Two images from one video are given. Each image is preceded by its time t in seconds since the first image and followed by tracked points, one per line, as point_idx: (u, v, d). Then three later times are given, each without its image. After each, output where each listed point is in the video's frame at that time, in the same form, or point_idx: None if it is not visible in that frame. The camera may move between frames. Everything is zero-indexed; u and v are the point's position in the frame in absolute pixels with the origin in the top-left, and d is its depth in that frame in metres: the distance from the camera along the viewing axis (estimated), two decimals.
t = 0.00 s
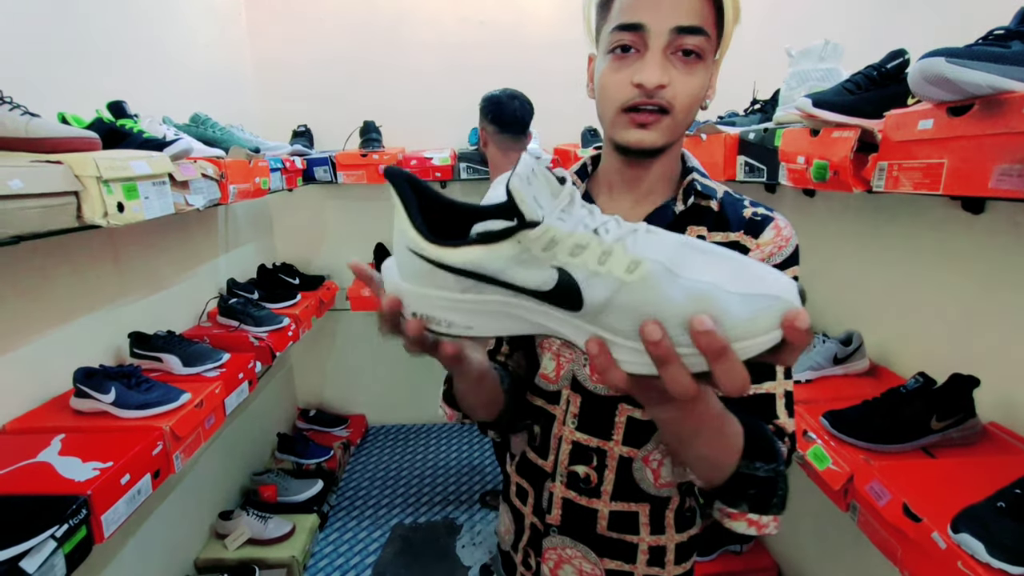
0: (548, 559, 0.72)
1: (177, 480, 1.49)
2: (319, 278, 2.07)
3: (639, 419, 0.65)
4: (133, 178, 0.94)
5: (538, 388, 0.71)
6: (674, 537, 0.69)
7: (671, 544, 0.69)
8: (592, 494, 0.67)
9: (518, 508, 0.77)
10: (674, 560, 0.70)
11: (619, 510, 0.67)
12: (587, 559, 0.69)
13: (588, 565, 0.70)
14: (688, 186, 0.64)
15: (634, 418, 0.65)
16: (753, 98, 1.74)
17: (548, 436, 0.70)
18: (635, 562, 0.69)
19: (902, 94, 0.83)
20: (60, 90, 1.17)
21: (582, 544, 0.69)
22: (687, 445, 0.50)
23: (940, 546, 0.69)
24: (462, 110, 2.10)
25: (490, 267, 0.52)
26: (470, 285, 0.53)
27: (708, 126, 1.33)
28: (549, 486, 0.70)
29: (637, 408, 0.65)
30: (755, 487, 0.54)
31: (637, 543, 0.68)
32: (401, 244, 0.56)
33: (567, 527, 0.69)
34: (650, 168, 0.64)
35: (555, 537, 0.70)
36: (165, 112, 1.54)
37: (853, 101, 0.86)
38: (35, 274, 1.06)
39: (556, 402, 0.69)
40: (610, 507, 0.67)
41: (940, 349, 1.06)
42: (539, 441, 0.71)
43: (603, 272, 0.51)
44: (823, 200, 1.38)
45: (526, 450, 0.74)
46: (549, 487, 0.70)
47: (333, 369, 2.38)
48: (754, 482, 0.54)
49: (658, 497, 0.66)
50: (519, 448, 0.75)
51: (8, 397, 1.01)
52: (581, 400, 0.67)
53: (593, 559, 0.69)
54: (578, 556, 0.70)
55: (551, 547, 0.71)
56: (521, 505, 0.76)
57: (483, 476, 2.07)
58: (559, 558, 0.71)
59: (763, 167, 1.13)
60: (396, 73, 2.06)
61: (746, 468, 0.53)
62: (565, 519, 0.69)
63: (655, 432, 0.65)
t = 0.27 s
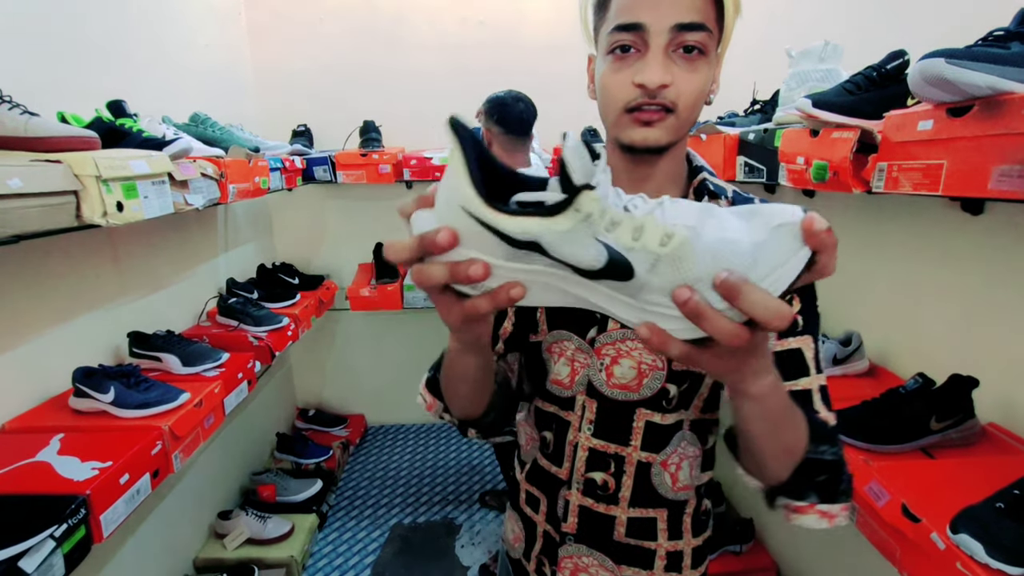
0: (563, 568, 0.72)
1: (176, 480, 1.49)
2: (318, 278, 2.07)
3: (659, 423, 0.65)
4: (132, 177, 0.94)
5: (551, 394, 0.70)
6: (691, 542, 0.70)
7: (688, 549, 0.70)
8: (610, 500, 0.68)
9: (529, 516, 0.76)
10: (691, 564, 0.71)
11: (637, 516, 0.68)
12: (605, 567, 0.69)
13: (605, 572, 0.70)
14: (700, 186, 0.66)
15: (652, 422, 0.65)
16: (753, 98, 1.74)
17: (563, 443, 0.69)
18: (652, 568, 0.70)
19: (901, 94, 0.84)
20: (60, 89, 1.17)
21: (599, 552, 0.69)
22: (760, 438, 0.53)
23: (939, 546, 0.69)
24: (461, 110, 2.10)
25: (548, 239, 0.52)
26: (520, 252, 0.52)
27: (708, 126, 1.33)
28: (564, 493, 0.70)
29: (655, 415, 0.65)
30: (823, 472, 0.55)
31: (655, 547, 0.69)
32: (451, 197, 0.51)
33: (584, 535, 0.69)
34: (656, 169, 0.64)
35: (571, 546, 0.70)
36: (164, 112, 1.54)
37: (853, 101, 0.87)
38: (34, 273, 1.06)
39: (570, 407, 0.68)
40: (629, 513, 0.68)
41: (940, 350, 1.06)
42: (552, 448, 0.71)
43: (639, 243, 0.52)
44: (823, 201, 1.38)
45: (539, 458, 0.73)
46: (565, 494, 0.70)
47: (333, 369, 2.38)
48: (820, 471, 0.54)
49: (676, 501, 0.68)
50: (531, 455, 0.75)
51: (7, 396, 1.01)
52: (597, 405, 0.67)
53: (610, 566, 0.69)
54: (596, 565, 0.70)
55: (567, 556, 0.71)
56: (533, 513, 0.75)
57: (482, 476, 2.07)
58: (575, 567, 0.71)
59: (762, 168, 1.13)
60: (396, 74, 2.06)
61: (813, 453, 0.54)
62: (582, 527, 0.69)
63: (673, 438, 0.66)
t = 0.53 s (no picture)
0: (571, 567, 0.72)
1: (176, 478, 1.49)
2: (319, 276, 2.07)
3: (671, 424, 0.65)
4: (133, 175, 0.94)
5: (561, 394, 0.70)
6: (701, 546, 0.70)
7: (698, 552, 0.70)
8: (620, 502, 0.68)
9: (536, 516, 0.76)
10: (700, 568, 0.71)
11: (648, 518, 0.68)
12: (613, 568, 0.70)
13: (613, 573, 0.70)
14: (713, 184, 0.66)
15: (664, 423, 0.65)
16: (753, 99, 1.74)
17: (572, 444, 0.69)
18: (661, 571, 0.70)
19: (901, 95, 0.84)
20: (60, 87, 1.17)
21: (608, 554, 0.69)
22: (809, 440, 0.53)
23: (938, 547, 0.68)
24: (461, 110, 2.10)
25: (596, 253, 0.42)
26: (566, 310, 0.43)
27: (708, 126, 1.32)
28: (574, 494, 0.70)
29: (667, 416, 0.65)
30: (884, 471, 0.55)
31: (664, 550, 0.69)
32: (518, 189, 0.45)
33: (593, 536, 0.70)
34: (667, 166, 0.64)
35: (579, 547, 0.70)
36: (165, 110, 1.54)
37: (853, 102, 0.86)
38: (35, 271, 1.06)
39: (580, 408, 0.69)
40: (639, 515, 0.68)
41: (940, 350, 1.06)
42: (562, 448, 0.71)
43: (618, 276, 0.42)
44: (823, 202, 1.38)
45: (548, 458, 0.73)
46: (574, 495, 0.70)
47: (333, 368, 2.38)
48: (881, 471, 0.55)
49: (687, 504, 0.68)
50: (539, 455, 0.75)
51: (7, 394, 1.02)
52: (606, 406, 0.67)
53: (618, 568, 0.70)
54: (604, 565, 0.70)
55: (575, 556, 0.71)
56: (540, 514, 0.75)
57: (482, 475, 2.07)
58: (584, 567, 0.71)
59: (763, 167, 1.13)
60: (397, 73, 2.06)
61: (872, 448, 0.54)
62: (590, 528, 0.70)
63: (684, 439, 0.66)
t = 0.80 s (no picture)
0: (564, 561, 0.72)
1: (175, 477, 1.49)
2: (318, 275, 2.06)
3: (667, 428, 0.65)
4: (131, 174, 0.94)
5: (560, 391, 0.70)
6: (696, 550, 0.69)
7: (692, 556, 0.69)
8: (613, 501, 0.67)
9: (535, 509, 0.76)
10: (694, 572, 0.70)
11: (640, 518, 0.67)
12: (605, 566, 0.69)
13: (605, 572, 0.70)
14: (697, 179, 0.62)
15: (658, 427, 0.64)
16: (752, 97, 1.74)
17: (568, 441, 0.69)
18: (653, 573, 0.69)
19: (903, 93, 0.84)
20: (57, 85, 1.16)
21: (601, 551, 0.69)
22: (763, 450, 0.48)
23: (937, 544, 0.69)
24: (461, 108, 2.10)
25: (593, 188, 0.43)
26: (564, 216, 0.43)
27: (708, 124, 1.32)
28: (569, 490, 0.70)
29: (667, 418, 0.64)
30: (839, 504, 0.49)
31: (658, 552, 0.68)
32: (485, 172, 0.44)
33: (586, 532, 0.69)
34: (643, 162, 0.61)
35: (574, 541, 0.70)
36: (163, 108, 1.53)
37: (853, 100, 0.86)
38: (33, 269, 1.06)
39: (577, 406, 0.68)
40: (631, 515, 0.67)
41: (939, 349, 1.06)
42: (559, 444, 0.71)
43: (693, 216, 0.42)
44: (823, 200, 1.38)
45: (547, 453, 0.73)
46: (569, 491, 0.70)
47: (332, 366, 2.38)
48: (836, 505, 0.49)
49: (681, 507, 0.67)
50: (540, 449, 0.75)
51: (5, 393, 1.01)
52: (604, 406, 0.66)
53: (611, 566, 0.69)
54: (596, 562, 0.69)
55: (569, 550, 0.71)
56: (538, 507, 0.75)
57: (481, 474, 2.07)
58: (576, 563, 0.71)
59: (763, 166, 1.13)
60: (396, 71, 2.06)
61: (828, 478, 0.49)
62: (584, 524, 0.70)
63: (682, 443, 0.65)
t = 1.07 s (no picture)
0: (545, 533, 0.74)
1: (173, 475, 1.49)
2: (316, 273, 2.06)
3: (642, 429, 0.65)
4: (126, 171, 0.93)
5: (553, 382, 0.72)
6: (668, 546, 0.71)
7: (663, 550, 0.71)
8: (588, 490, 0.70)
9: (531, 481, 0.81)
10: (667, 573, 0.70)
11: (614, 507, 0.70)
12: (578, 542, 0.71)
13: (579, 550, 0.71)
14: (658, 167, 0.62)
15: (633, 428, 0.65)
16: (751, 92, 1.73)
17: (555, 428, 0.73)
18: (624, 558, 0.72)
19: (902, 87, 0.84)
20: (51, 82, 1.16)
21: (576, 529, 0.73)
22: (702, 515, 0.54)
23: (935, 540, 0.69)
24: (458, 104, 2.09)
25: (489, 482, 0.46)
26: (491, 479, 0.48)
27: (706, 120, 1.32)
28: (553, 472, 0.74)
29: (644, 418, 0.64)
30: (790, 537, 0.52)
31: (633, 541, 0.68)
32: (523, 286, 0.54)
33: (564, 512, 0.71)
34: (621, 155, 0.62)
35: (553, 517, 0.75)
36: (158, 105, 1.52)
37: (852, 95, 0.86)
38: (27, 268, 1.05)
39: (563, 396, 0.70)
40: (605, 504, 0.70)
41: (937, 345, 1.06)
42: (550, 429, 0.74)
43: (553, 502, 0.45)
44: (822, 196, 1.38)
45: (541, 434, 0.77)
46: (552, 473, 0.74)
47: (330, 364, 2.37)
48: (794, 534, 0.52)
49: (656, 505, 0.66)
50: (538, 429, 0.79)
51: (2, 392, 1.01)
52: (584, 401, 0.67)
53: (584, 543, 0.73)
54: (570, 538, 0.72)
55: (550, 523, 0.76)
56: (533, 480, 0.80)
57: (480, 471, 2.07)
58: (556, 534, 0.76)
59: (761, 162, 1.13)
60: (393, 67, 2.05)
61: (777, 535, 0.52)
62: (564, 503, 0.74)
63: (662, 443, 0.64)
